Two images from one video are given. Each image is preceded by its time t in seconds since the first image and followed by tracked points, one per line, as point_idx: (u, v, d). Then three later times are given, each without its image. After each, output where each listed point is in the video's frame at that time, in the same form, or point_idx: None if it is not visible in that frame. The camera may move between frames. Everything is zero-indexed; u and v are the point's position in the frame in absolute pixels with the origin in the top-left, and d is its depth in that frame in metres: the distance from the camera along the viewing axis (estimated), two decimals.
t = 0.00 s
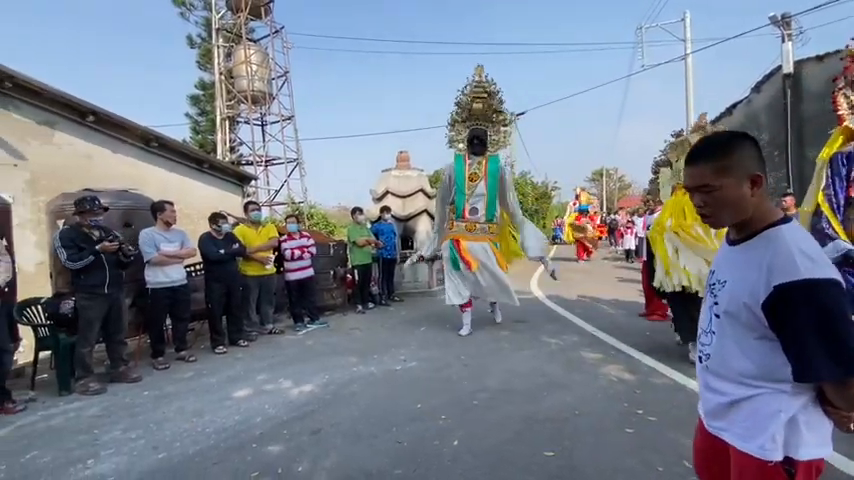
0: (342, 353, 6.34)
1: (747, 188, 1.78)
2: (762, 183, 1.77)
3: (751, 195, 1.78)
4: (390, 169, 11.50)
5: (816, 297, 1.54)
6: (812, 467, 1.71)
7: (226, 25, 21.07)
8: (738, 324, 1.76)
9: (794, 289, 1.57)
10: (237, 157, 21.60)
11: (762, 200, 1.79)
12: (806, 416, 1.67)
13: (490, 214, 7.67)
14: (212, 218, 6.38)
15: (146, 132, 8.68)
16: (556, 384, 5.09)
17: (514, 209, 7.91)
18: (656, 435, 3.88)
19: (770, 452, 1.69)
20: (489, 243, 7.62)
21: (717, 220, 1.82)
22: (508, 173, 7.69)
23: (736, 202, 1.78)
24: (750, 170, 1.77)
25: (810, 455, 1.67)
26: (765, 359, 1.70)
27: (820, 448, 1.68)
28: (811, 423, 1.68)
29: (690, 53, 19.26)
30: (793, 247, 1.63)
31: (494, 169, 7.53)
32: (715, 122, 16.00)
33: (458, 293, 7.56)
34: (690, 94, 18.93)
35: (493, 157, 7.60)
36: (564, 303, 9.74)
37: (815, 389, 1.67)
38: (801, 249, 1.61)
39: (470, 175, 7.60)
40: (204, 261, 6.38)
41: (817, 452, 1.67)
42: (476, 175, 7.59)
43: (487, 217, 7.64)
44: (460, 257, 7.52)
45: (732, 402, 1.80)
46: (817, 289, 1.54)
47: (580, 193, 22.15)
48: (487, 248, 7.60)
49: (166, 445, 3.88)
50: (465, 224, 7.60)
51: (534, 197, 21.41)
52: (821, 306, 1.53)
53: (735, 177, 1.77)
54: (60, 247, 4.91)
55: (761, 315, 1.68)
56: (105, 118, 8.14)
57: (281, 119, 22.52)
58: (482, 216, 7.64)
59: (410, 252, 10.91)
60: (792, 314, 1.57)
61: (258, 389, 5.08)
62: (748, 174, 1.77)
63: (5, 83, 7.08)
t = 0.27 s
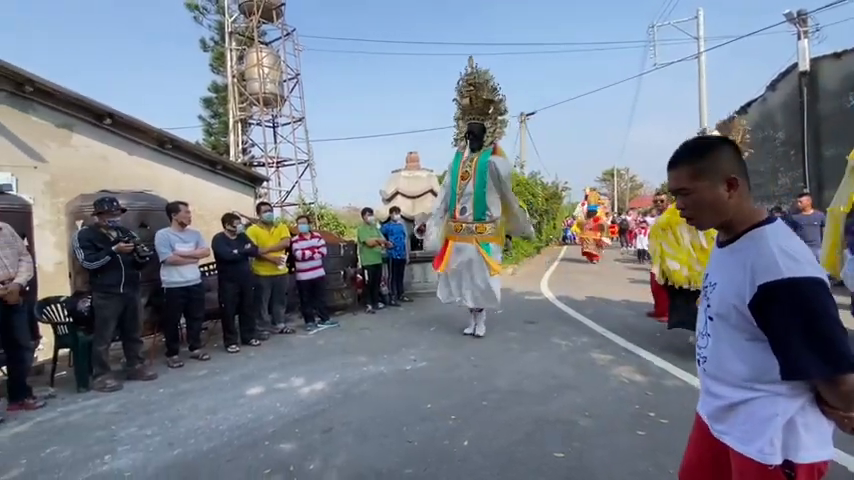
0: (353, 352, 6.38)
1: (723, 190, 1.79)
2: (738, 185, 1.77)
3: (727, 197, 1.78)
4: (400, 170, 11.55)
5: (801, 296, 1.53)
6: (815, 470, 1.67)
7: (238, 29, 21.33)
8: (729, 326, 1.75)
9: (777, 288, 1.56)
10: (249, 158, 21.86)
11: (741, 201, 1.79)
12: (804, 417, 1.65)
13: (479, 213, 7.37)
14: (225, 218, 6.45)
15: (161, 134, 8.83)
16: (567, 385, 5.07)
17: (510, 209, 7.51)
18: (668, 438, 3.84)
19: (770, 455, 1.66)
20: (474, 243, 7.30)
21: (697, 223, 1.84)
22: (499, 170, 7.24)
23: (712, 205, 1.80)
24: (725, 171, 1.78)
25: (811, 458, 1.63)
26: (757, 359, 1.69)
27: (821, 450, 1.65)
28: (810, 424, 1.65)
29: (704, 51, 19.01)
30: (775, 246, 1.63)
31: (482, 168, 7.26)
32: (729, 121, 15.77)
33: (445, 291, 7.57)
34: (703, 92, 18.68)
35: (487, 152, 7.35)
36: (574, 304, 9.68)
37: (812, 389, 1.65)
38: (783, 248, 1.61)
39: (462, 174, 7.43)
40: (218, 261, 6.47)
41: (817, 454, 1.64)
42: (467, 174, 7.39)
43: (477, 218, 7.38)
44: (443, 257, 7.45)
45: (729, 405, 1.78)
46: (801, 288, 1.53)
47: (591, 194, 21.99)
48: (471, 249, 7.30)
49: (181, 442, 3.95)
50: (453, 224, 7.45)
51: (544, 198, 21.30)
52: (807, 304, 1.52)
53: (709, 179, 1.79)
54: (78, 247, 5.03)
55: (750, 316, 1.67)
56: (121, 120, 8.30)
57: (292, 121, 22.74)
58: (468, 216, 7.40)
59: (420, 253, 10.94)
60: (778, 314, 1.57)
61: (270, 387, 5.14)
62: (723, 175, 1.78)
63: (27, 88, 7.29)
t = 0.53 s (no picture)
0: (363, 352, 6.43)
1: (679, 195, 1.90)
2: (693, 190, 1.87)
3: (685, 202, 1.89)
4: (409, 171, 11.72)
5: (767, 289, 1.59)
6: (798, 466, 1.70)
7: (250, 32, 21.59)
8: (706, 323, 1.80)
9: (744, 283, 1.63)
10: (261, 160, 22.09)
11: (699, 204, 1.88)
12: (782, 412, 1.69)
13: (479, 215, 6.62)
14: (239, 219, 6.53)
15: (175, 137, 8.98)
16: (577, 387, 5.05)
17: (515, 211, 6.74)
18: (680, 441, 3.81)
19: (752, 452, 1.70)
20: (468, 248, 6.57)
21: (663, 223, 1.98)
22: (500, 169, 6.44)
23: (671, 209, 1.92)
24: (679, 178, 1.89)
25: (792, 452, 1.67)
26: (736, 356, 1.73)
27: (801, 444, 1.69)
28: (788, 419, 1.69)
29: (718, 49, 18.73)
30: (738, 242, 1.70)
31: (479, 169, 6.55)
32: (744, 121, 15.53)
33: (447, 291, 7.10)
34: (717, 92, 18.42)
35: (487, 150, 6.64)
36: (585, 305, 9.62)
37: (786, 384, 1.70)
38: (746, 244, 1.68)
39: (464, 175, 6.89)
40: (231, 262, 6.57)
41: (798, 448, 1.68)
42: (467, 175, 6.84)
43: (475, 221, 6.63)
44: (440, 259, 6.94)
45: (711, 403, 1.81)
46: (766, 282, 1.60)
47: (602, 194, 21.82)
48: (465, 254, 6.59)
49: (195, 439, 4.02)
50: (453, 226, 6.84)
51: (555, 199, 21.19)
52: (773, 298, 1.58)
53: (665, 187, 1.92)
54: (96, 247, 5.15)
55: (722, 312, 1.73)
56: (137, 124, 8.47)
57: (303, 123, 22.93)
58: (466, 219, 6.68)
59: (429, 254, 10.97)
60: (746, 308, 1.63)
61: (281, 386, 5.20)
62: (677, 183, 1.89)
63: (47, 93, 7.48)
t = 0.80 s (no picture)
0: (372, 353, 6.46)
1: (642, 202, 1.99)
2: (652, 194, 1.94)
3: (646, 208, 1.98)
4: (419, 172, 11.75)
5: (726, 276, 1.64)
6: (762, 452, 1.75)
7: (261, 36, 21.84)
8: (675, 311, 1.84)
9: (704, 269, 1.67)
10: (272, 162, 22.30)
11: (661, 209, 1.96)
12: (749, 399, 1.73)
13: (480, 220, 6.45)
14: (251, 220, 6.60)
15: (189, 140, 9.12)
16: (588, 389, 5.02)
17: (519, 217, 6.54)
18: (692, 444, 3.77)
19: (719, 439, 1.73)
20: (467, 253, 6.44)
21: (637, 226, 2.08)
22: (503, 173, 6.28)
23: (637, 214, 2.01)
24: (637, 184, 1.98)
25: (756, 439, 1.72)
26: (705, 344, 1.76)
27: (766, 431, 1.73)
28: (755, 406, 1.73)
29: (731, 48, 18.48)
30: (697, 231, 1.76)
31: (481, 172, 6.39)
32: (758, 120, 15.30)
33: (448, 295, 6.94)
34: (730, 91, 18.17)
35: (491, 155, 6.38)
36: (595, 307, 9.55)
37: (756, 373, 1.73)
38: (706, 231, 1.74)
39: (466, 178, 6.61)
40: (243, 263, 6.65)
41: (763, 435, 1.72)
42: (470, 178, 6.53)
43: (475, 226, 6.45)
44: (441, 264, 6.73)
45: (683, 392, 1.84)
46: (725, 268, 1.65)
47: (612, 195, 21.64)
48: (464, 260, 6.47)
49: (208, 437, 4.08)
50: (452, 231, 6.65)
51: (565, 200, 21.07)
52: (732, 284, 1.63)
53: (627, 194, 2.02)
54: (112, 248, 5.25)
55: (687, 298, 1.77)
56: (152, 127, 8.62)
57: (314, 125, 23.11)
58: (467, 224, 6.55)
59: (438, 255, 10.98)
60: (706, 294, 1.68)
61: (292, 386, 5.25)
62: (637, 190, 1.99)
63: (65, 97, 7.64)
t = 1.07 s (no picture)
0: (381, 354, 6.49)
1: (631, 204, 2.05)
2: (640, 198, 2.01)
3: (636, 210, 2.04)
4: (427, 174, 11.78)
5: (709, 271, 1.72)
6: (742, 444, 1.82)
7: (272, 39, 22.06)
8: (663, 305, 1.92)
9: (687, 264, 1.76)
10: (282, 164, 22.49)
11: (649, 210, 2.01)
12: (730, 390, 1.80)
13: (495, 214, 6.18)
14: (262, 222, 6.68)
15: (201, 142, 9.24)
16: (597, 391, 4.99)
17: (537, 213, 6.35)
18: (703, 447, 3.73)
19: (697, 425, 1.82)
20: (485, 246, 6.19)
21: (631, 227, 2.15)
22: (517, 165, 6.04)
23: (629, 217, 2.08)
24: (626, 189, 2.04)
25: (734, 428, 1.80)
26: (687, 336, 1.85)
27: (744, 422, 1.81)
28: (735, 398, 1.80)
29: (743, 47, 18.23)
30: (682, 230, 1.84)
31: (494, 163, 6.12)
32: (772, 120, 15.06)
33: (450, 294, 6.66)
34: (743, 90, 17.92)
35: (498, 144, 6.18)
36: (605, 309, 9.49)
37: (739, 366, 1.81)
38: (690, 230, 1.82)
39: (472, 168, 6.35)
40: (255, 263, 6.73)
41: (741, 426, 1.80)
42: (477, 169, 6.28)
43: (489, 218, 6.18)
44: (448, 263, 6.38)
45: (666, 382, 1.93)
46: (706, 263, 1.73)
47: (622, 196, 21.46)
48: (479, 253, 6.20)
49: (219, 436, 4.14)
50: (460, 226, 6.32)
51: (574, 201, 20.93)
52: (713, 279, 1.72)
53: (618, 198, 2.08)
54: (126, 249, 5.35)
55: (672, 292, 1.86)
56: (165, 130, 8.76)
57: (323, 127, 23.27)
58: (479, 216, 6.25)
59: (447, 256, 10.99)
60: (689, 288, 1.77)
61: (302, 386, 5.30)
62: (625, 193, 2.05)
63: (82, 101, 7.80)
